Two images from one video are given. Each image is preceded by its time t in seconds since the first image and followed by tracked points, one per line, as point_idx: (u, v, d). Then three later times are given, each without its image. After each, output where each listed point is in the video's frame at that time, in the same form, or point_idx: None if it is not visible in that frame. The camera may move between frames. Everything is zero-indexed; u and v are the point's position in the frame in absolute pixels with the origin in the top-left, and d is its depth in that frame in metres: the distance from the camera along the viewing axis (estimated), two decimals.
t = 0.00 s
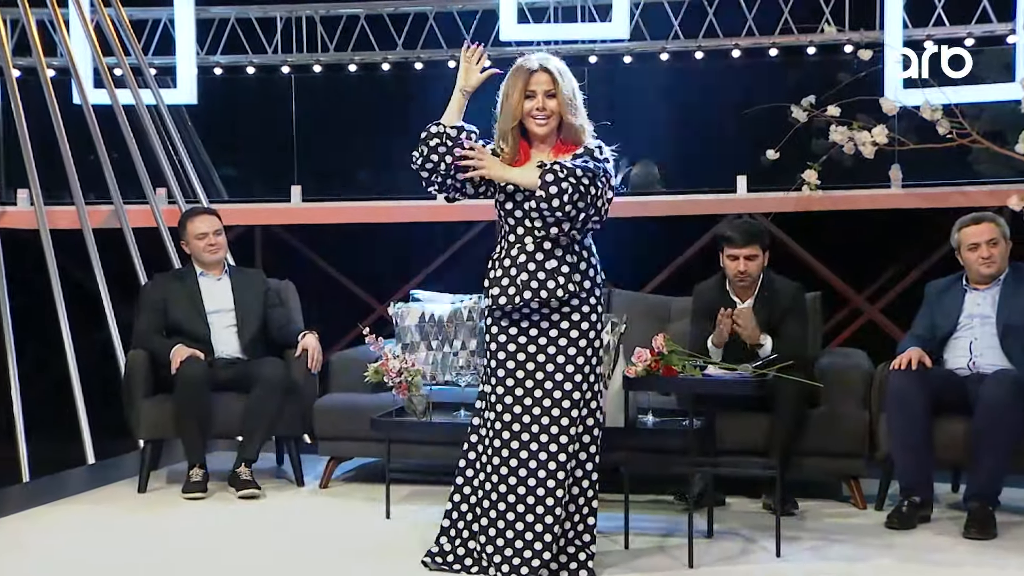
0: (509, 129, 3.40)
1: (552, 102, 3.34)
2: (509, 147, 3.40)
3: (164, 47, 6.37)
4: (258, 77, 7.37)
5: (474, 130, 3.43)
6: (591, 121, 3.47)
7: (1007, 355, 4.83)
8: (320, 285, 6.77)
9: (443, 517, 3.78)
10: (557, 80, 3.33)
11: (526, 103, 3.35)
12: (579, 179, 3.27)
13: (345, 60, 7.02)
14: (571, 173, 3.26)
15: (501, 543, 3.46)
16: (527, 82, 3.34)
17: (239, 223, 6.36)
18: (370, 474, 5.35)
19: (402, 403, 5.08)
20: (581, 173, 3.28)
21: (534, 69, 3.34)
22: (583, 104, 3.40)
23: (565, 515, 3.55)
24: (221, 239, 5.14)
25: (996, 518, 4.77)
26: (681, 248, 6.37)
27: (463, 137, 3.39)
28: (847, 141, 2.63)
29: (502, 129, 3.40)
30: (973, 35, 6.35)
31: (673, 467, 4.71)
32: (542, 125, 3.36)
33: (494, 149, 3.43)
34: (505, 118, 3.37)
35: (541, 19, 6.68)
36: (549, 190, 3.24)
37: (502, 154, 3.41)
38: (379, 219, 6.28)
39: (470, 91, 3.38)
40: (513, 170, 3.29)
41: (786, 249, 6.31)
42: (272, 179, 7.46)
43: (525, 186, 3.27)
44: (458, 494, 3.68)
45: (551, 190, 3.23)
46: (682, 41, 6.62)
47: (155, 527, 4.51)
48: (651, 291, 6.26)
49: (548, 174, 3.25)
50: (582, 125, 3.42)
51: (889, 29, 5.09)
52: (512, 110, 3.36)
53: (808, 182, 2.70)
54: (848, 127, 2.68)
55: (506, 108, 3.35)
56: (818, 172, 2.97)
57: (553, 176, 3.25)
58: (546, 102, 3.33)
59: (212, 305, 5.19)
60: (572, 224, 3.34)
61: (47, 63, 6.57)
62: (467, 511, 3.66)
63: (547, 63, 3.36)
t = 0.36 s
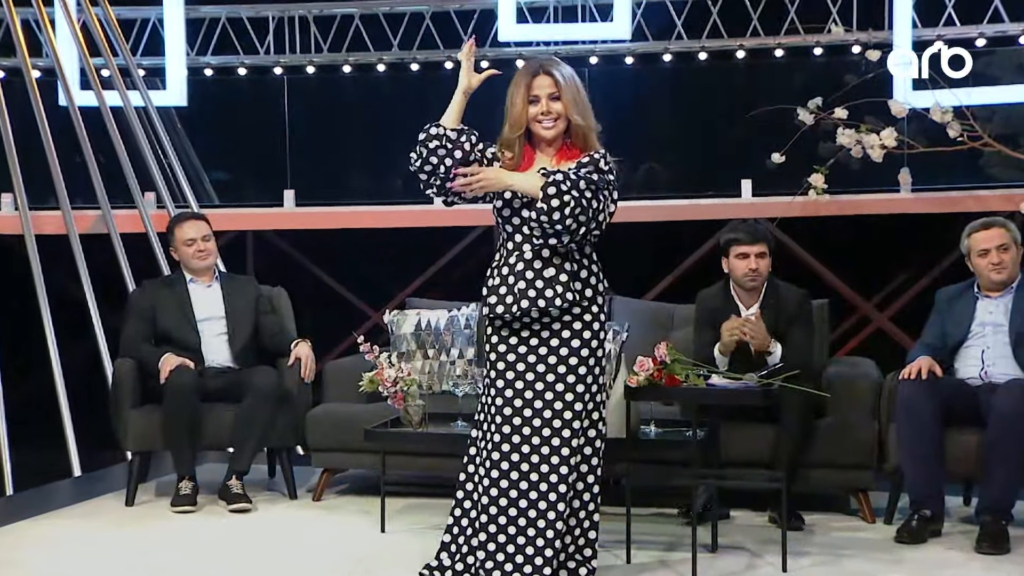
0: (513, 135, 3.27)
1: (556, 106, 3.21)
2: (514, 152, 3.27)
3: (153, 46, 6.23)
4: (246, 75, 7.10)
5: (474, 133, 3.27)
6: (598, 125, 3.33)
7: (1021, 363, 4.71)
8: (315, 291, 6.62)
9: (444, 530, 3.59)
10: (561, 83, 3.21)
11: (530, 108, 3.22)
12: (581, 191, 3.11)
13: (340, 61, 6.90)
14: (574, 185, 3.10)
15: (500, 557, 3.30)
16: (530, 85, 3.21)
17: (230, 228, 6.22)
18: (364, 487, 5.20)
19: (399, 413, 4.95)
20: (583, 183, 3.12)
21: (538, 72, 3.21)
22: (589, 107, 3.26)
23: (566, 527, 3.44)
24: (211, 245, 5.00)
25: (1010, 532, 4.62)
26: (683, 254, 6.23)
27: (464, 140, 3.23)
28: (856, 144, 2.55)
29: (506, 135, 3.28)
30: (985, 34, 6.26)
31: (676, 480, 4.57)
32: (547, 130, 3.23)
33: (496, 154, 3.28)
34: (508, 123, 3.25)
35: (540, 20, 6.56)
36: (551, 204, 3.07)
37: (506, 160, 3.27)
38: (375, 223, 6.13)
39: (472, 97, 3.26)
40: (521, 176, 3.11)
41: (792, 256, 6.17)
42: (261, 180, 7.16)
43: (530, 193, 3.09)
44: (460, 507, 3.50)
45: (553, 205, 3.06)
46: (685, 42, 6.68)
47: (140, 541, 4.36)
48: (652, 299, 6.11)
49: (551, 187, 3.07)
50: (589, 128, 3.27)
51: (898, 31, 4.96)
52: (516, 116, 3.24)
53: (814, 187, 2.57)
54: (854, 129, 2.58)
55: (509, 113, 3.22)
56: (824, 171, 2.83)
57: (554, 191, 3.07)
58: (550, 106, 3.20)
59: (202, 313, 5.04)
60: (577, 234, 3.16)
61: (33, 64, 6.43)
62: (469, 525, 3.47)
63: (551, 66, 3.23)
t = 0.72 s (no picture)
0: (507, 131, 3.13)
1: (551, 104, 3.07)
2: (507, 151, 3.14)
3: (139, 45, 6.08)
4: (237, 77, 7.06)
5: (469, 133, 3.14)
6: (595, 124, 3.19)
7: None
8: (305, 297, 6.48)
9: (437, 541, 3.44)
10: (558, 80, 3.07)
11: (525, 104, 3.08)
12: (582, 188, 2.98)
13: (332, 59, 6.72)
14: (574, 181, 2.97)
15: (495, 571, 3.18)
16: (525, 81, 3.07)
17: (220, 231, 6.07)
18: (357, 498, 5.07)
19: (393, 422, 4.82)
20: (584, 182, 2.99)
21: (533, 68, 3.07)
22: (587, 106, 3.12)
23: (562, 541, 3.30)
24: (201, 249, 4.86)
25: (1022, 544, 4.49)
26: (684, 258, 6.09)
27: (459, 140, 3.10)
28: (862, 145, 2.40)
29: (500, 132, 3.13)
30: (995, 33, 6.26)
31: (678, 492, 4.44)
32: (541, 127, 3.08)
33: (491, 155, 3.15)
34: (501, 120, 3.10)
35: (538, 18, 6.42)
36: (551, 201, 2.95)
37: (500, 160, 3.13)
38: (370, 226, 5.99)
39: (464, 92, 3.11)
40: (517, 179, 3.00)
41: (796, 259, 6.02)
42: (255, 185, 7.14)
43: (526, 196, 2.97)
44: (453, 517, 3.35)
45: (553, 202, 2.94)
46: (687, 40, 6.41)
47: (123, 554, 4.22)
48: (653, 304, 5.98)
49: (551, 184, 2.95)
50: (587, 128, 3.13)
51: (906, 29, 4.81)
52: (510, 111, 3.09)
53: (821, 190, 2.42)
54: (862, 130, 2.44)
55: (503, 109, 3.08)
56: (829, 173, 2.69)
57: (554, 186, 2.95)
58: (545, 104, 3.06)
59: (190, 319, 4.89)
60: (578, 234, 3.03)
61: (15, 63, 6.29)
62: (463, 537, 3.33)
63: (548, 62, 3.09)
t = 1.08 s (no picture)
0: (506, 134, 2.97)
1: (552, 105, 2.92)
2: (508, 153, 2.98)
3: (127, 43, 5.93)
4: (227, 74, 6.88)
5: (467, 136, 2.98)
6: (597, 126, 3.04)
7: None
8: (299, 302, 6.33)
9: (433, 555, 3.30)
10: (560, 80, 2.92)
11: (525, 105, 2.93)
12: (587, 199, 2.83)
13: (325, 58, 6.56)
14: (580, 191, 2.82)
15: None
16: (526, 81, 2.92)
17: (210, 235, 5.93)
18: (352, 510, 4.92)
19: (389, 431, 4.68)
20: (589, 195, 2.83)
21: (535, 67, 2.92)
22: (588, 107, 2.98)
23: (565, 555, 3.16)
24: (192, 254, 4.71)
25: None
26: (687, 262, 5.96)
27: (458, 146, 2.93)
28: (872, 146, 2.28)
29: (499, 133, 2.98)
30: (1009, 30, 6.10)
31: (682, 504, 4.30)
32: (542, 130, 2.92)
33: (490, 157, 2.99)
34: (501, 122, 2.95)
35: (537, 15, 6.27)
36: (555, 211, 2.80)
37: (499, 162, 2.98)
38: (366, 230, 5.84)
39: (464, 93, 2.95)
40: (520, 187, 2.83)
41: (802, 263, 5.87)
42: (247, 187, 7.00)
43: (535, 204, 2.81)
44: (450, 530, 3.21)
45: (558, 214, 2.80)
46: (691, 38, 6.26)
47: (107, 568, 4.07)
48: (656, 309, 5.84)
49: (553, 196, 2.80)
50: (589, 130, 2.98)
51: (917, 27, 4.68)
52: (510, 113, 2.94)
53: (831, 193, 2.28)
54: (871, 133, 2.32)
55: (503, 110, 2.92)
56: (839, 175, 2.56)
57: (559, 196, 2.80)
58: (546, 106, 2.91)
59: (178, 325, 4.75)
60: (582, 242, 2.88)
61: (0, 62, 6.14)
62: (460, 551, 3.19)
63: (549, 62, 2.94)
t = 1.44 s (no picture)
0: (508, 137, 2.81)
1: (553, 105, 2.75)
2: (508, 155, 2.83)
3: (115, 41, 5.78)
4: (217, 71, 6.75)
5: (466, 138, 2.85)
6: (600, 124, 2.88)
7: None
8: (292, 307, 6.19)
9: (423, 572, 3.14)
10: (560, 78, 2.75)
11: (526, 106, 2.77)
12: (593, 205, 2.70)
13: (317, 56, 6.40)
14: (585, 197, 2.68)
15: None
16: (525, 80, 2.76)
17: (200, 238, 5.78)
18: (345, 522, 4.78)
19: (383, 440, 4.53)
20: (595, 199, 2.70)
21: (534, 66, 2.75)
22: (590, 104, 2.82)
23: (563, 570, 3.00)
24: (179, 259, 4.57)
25: None
26: (689, 266, 5.82)
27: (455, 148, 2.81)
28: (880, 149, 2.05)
29: (498, 134, 2.82)
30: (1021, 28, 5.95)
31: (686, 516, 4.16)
32: (545, 133, 2.77)
33: (488, 158, 2.84)
34: (500, 123, 2.79)
35: (535, 12, 6.12)
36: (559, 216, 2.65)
37: (499, 165, 2.83)
38: (360, 233, 5.69)
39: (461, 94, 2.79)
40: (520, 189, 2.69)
41: (807, 266, 5.73)
42: (238, 190, 6.82)
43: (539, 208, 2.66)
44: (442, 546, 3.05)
45: (562, 217, 2.64)
46: (694, 36, 6.12)
47: None
48: (658, 315, 5.70)
49: (559, 200, 2.65)
50: (592, 129, 2.83)
51: (927, 24, 4.54)
52: (510, 115, 2.78)
53: (836, 196, 2.13)
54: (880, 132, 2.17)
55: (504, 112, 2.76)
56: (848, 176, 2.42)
57: (565, 202, 2.66)
58: (547, 106, 2.75)
59: (166, 331, 4.61)
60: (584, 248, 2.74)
61: None
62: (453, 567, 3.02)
63: (547, 58, 2.77)
